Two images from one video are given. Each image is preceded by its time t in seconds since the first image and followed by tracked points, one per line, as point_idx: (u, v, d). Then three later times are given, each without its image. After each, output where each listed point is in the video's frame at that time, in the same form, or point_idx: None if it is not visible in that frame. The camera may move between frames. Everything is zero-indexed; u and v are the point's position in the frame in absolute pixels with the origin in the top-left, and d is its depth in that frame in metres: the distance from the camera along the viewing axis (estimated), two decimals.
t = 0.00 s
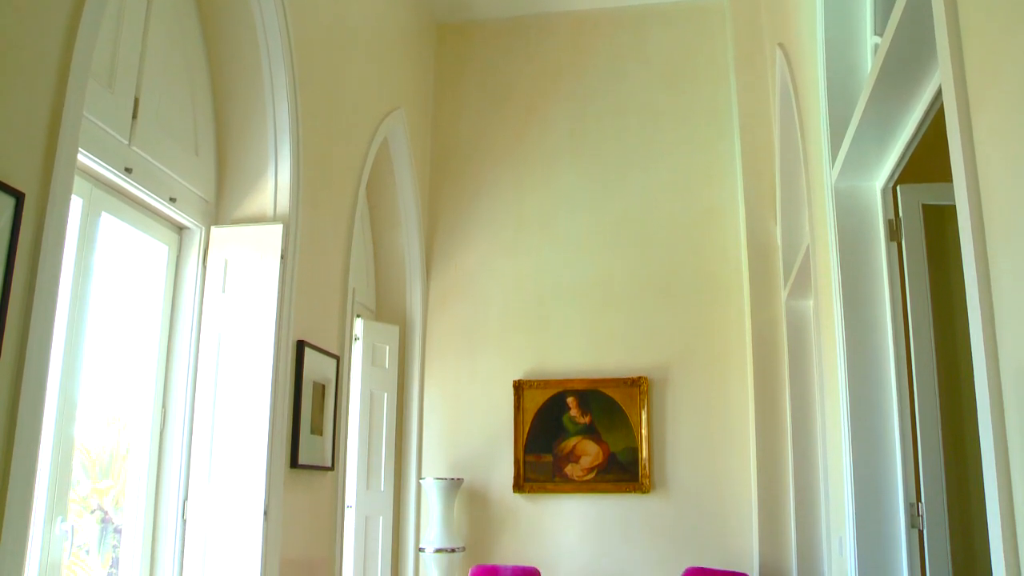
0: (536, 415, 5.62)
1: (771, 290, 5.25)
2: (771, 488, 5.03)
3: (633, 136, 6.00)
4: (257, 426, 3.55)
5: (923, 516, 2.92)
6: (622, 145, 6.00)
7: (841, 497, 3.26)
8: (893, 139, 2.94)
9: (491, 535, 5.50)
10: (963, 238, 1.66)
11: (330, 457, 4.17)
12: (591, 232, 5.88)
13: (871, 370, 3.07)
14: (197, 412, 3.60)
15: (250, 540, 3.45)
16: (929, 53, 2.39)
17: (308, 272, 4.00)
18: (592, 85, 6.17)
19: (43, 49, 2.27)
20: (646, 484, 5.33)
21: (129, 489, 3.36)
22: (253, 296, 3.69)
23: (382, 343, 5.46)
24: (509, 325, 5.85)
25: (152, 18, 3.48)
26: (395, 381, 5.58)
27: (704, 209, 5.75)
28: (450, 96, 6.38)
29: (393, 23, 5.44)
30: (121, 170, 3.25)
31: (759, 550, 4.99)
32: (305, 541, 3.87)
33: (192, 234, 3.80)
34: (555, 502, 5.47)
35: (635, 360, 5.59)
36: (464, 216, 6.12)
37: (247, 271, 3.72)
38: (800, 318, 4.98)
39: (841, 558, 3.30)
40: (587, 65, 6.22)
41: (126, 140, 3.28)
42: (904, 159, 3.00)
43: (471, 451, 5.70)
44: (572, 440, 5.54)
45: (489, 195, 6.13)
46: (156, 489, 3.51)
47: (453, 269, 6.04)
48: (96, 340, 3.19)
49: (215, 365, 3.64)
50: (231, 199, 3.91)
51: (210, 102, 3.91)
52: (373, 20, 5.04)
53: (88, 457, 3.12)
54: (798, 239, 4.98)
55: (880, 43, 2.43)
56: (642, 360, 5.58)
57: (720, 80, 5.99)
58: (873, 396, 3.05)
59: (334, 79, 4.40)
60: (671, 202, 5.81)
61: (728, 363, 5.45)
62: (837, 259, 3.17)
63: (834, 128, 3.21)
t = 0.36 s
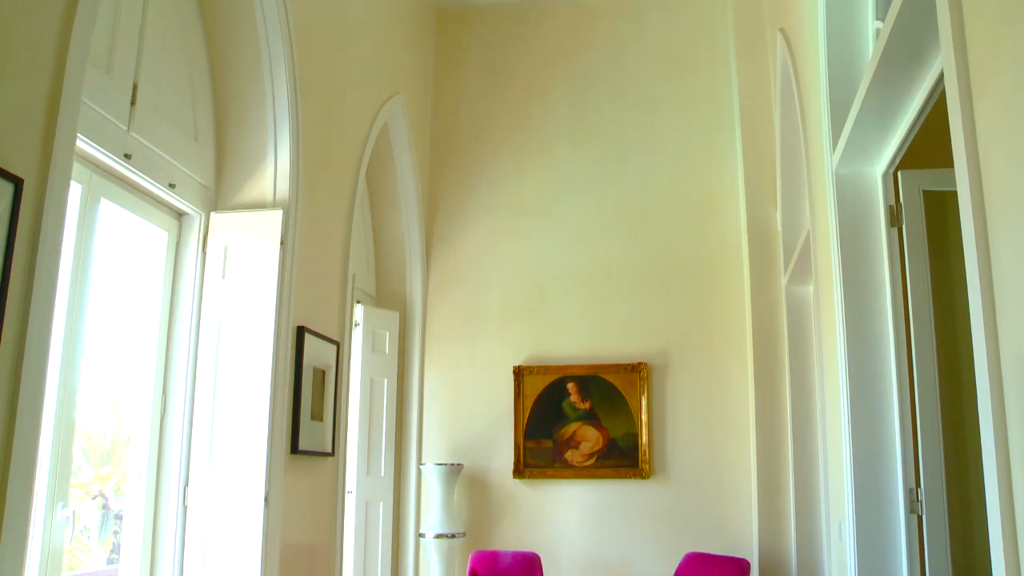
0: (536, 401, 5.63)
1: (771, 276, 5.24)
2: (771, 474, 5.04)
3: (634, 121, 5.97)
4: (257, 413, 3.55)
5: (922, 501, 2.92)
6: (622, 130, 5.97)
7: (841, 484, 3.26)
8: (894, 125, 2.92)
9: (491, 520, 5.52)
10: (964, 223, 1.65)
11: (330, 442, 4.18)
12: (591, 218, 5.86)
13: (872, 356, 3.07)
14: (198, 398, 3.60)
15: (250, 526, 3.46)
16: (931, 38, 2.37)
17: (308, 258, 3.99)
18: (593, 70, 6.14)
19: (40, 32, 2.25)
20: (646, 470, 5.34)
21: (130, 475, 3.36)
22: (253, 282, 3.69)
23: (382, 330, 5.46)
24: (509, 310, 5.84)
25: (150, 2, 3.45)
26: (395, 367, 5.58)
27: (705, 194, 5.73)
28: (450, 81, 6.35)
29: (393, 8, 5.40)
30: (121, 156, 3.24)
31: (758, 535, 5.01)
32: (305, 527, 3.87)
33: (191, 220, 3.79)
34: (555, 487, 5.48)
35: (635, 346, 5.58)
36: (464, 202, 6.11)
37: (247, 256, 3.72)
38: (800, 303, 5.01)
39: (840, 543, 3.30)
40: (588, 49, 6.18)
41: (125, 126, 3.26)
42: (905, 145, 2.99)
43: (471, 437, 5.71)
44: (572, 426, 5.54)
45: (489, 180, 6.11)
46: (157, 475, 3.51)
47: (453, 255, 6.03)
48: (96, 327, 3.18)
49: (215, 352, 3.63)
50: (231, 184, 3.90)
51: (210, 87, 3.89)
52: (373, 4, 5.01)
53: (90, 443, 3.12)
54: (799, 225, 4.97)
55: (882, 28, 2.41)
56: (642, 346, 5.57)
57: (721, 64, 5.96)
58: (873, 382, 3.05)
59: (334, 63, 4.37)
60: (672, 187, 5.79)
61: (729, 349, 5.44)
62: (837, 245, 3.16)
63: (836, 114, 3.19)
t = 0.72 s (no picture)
0: (536, 387, 5.63)
1: (771, 261, 5.23)
2: (770, 459, 5.05)
3: (634, 107, 5.95)
4: (258, 401, 3.54)
5: (922, 487, 2.92)
6: (622, 116, 5.94)
7: (840, 470, 3.27)
8: (895, 111, 2.90)
9: (491, 506, 5.54)
10: (965, 207, 1.64)
11: (330, 429, 4.18)
12: (591, 204, 5.85)
13: (872, 341, 3.06)
14: (198, 385, 3.60)
15: (251, 514, 3.46)
16: (934, 24, 2.35)
17: (308, 243, 3.98)
18: (593, 56, 6.10)
19: (38, 17, 2.23)
20: (646, 456, 5.35)
21: (131, 462, 3.37)
22: (253, 269, 3.68)
23: (382, 316, 5.46)
24: (509, 296, 5.84)
25: None
26: (395, 353, 5.58)
27: (705, 180, 5.71)
28: (449, 67, 6.32)
29: None
30: (120, 142, 3.22)
31: (758, 521, 5.02)
32: (305, 513, 3.88)
33: (191, 206, 3.78)
34: (555, 473, 5.50)
35: (635, 333, 5.58)
36: (464, 188, 6.09)
37: (247, 243, 3.70)
38: (800, 289, 4.99)
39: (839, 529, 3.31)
40: (588, 34, 6.15)
41: (124, 112, 3.24)
42: (906, 131, 2.98)
43: (471, 422, 5.72)
44: (572, 412, 5.55)
45: (488, 166, 6.08)
46: (158, 463, 3.52)
47: (453, 242, 6.02)
48: (96, 314, 3.18)
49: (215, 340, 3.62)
50: (230, 170, 3.88)
51: (208, 72, 3.87)
52: None
53: (91, 430, 3.12)
54: (800, 211, 4.95)
55: (884, 13, 2.39)
56: (642, 332, 5.57)
57: (722, 49, 5.92)
58: (873, 369, 3.04)
59: (333, 48, 4.34)
60: (672, 173, 5.77)
61: (728, 335, 5.44)
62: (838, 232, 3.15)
63: (836, 99, 3.17)
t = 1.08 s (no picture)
0: (536, 375, 5.63)
1: (771, 249, 5.22)
2: (770, 447, 5.06)
3: (635, 94, 5.92)
4: (258, 389, 3.54)
5: (921, 475, 2.93)
6: (623, 104, 5.92)
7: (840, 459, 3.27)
8: (896, 99, 2.89)
9: (491, 494, 5.55)
10: (966, 194, 1.63)
11: (330, 417, 4.18)
12: (591, 191, 5.83)
13: (873, 330, 3.05)
14: (198, 374, 3.60)
15: (252, 502, 3.46)
16: (937, 12, 2.33)
17: (307, 231, 3.97)
18: (594, 43, 6.07)
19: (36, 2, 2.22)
20: (646, 444, 5.35)
21: (132, 451, 3.37)
22: (253, 258, 3.67)
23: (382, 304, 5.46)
24: (509, 284, 5.83)
25: None
26: (395, 341, 5.58)
27: (706, 167, 5.69)
28: (449, 54, 6.29)
29: None
30: (119, 131, 3.21)
31: (758, 508, 5.03)
32: (305, 501, 3.89)
33: (191, 194, 3.77)
34: (555, 461, 5.51)
35: (635, 321, 5.58)
36: (464, 175, 6.07)
37: (247, 231, 3.69)
38: (800, 277, 4.98)
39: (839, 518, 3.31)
40: (588, 21, 6.11)
41: (123, 100, 3.23)
42: (907, 119, 2.96)
43: (471, 410, 5.72)
44: (572, 400, 5.55)
45: (489, 153, 6.06)
46: (158, 452, 3.52)
47: (453, 229, 6.01)
48: (95, 304, 3.17)
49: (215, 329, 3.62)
50: (229, 158, 3.87)
51: (207, 59, 3.85)
52: None
53: (91, 419, 3.12)
54: (800, 198, 4.94)
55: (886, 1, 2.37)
56: (642, 320, 5.57)
57: (722, 36, 5.89)
58: (874, 358, 3.04)
59: (332, 34, 4.31)
60: (672, 161, 5.75)
61: (728, 322, 5.44)
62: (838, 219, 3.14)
63: (838, 87, 3.16)
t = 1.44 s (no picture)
0: (536, 362, 5.63)
1: (772, 237, 5.20)
2: (770, 435, 5.06)
3: (635, 81, 5.89)
4: (258, 378, 3.54)
5: (921, 463, 2.92)
6: (623, 91, 5.89)
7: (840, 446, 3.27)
8: (897, 87, 2.87)
9: (491, 481, 5.56)
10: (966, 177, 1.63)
11: (330, 405, 4.18)
12: (591, 179, 5.81)
13: (874, 317, 3.04)
14: (198, 362, 3.60)
15: (252, 491, 3.46)
16: None
17: (307, 219, 3.95)
18: (593, 29, 6.04)
19: None
20: (646, 431, 5.36)
21: (133, 440, 3.38)
22: (253, 245, 3.65)
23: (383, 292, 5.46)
24: (509, 272, 5.82)
25: None
26: (395, 328, 5.58)
27: (706, 154, 5.67)
28: (448, 40, 6.25)
29: None
30: (119, 118, 3.19)
31: (758, 496, 5.04)
32: (305, 489, 3.89)
33: (190, 181, 3.75)
34: (555, 448, 5.52)
35: (635, 308, 5.57)
36: (464, 163, 6.05)
37: (247, 219, 3.68)
38: (800, 264, 4.97)
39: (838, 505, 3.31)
40: (588, 7, 6.08)
41: (121, 87, 3.21)
42: (908, 107, 2.94)
43: (471, 398, 5.73)
44: (572, 387, 5.55)
45: (489, 141, 6.04)
46: (159, 441, 3.52)
47: (453, 216, 6.00)
48: (95, 292, 3.17)
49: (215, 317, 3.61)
50: (229, 145, 3.85)
51: (206, 46, 3.83)
52: None
53: (92, 407, 3.13)
54: (800, 186, 4.92)
55: None
56: (642, 308, 5.56)
57: (723, 22, 5.85)
58: (874, 345, 3.03)
59: (332, 20, 4.29)
60: (673, 148, 5.73)
61: (728, 310, 5.43)
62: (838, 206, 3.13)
63: (839, 74, 3.14)
